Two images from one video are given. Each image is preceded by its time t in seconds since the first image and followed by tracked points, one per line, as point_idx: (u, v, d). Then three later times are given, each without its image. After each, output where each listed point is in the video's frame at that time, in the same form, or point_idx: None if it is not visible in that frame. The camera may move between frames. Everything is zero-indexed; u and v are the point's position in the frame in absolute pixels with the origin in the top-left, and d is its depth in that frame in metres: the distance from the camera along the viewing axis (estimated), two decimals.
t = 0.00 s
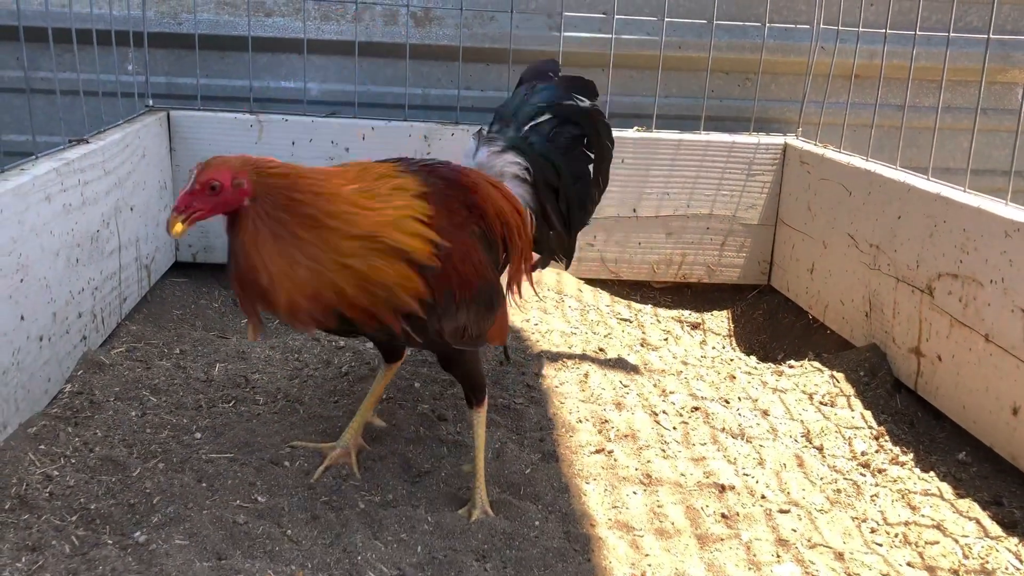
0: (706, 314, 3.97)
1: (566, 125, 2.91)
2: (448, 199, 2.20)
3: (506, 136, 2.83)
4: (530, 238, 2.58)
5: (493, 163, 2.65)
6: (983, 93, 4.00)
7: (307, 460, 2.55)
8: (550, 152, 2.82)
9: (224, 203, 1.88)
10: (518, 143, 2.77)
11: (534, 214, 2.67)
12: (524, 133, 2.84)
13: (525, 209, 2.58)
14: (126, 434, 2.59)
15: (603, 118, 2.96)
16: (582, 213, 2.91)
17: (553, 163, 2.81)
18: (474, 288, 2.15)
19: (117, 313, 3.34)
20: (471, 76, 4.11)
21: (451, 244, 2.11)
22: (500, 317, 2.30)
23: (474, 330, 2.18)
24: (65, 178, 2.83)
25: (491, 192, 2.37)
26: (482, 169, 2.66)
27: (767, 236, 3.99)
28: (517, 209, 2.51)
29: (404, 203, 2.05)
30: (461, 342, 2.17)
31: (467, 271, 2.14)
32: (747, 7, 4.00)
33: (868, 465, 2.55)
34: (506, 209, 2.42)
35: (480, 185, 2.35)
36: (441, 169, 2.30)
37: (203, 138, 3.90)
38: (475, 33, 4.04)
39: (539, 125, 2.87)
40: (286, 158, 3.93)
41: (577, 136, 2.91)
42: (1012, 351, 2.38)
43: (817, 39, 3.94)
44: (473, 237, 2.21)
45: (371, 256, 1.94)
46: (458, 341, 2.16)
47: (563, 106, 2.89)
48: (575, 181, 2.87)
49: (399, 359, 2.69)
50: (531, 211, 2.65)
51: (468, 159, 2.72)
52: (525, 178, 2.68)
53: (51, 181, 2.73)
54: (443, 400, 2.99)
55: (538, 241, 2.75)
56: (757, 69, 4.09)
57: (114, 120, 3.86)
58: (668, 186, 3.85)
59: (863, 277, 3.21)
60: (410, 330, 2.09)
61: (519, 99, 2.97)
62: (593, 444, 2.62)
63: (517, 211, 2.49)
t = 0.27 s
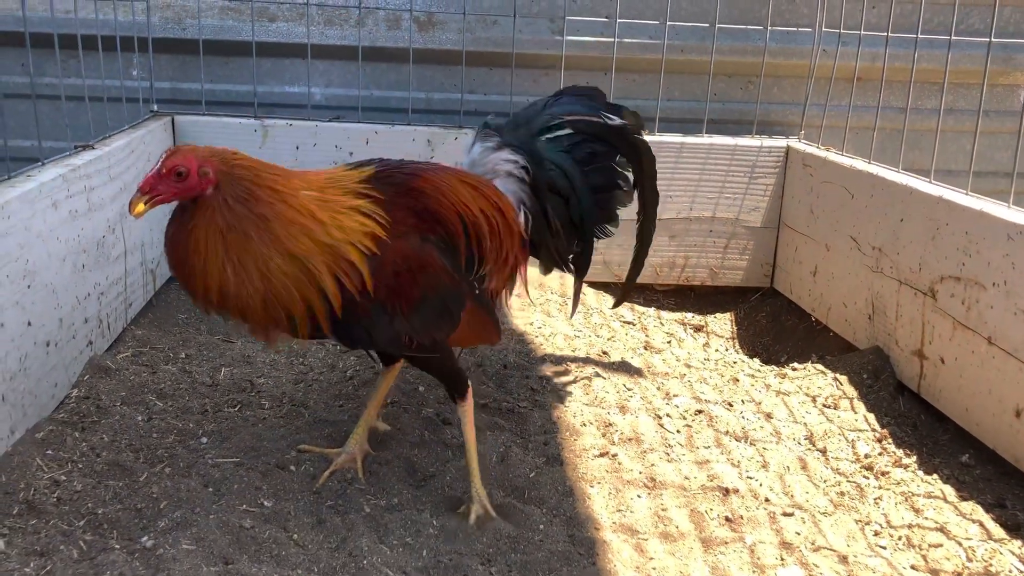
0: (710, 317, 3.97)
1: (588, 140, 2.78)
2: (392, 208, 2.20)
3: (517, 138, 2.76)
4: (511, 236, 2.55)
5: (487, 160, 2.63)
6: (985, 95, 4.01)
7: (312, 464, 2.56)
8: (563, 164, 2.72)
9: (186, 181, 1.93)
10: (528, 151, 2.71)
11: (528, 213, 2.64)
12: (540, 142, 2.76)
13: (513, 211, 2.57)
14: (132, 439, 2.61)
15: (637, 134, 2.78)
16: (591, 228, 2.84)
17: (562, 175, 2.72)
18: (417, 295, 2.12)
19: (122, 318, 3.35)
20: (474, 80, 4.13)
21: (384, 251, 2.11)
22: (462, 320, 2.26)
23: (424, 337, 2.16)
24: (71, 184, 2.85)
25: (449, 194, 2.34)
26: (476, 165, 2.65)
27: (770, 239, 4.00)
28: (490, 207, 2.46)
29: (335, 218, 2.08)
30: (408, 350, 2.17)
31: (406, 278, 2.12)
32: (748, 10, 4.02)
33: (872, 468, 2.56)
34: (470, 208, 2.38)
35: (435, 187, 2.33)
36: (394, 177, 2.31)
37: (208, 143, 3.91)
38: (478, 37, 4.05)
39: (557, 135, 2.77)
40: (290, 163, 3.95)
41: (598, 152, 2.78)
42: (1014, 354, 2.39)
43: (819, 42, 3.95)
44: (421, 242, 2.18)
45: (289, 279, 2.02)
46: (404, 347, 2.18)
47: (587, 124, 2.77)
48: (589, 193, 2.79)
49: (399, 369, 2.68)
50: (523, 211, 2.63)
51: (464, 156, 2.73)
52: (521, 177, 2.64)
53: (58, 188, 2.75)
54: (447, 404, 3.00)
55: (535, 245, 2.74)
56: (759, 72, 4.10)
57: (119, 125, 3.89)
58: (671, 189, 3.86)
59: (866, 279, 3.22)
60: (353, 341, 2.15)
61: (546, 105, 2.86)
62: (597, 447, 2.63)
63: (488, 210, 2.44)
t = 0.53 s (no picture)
0: (712, 320, 3.96)
1: (600, 152, 2.77)
2: (368, 227, 2.19)
3: (524, 144, 2.77)
4: (502, 239, 2.52)
5: (482, 168, 2.64)
6: (988, 99, 4.00)
7: (316, 469, 2.57)
8: (567, 175, 2.71)
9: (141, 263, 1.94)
10: (536, 158, 2.72)
11: (523, 220, 2.61)
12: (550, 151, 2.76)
13: (504, 214, 2.56)
14: (136, 444, 2.61)
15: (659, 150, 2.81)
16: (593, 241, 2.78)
17: (564, 186, 2.70)
18: (403, 309, 2.12)
19: (126, 322, 3.36)
20: (477, 84, 4.13)
21: (362, 271, 2.10)
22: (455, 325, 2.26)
23: (417, 348, 2.17)
24: (74, 191, 2.85)
25: (428, 206, 2.34)
26: (471, 173, 2.66)
27: (773, 242, 4.00)
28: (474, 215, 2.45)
29: (305, 250, 2.07)
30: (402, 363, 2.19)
31: (388, 296, 2.10)
32: (751, 14, 4.02)
33: (875, 473, 2.56)
34: (452, 217, 2.37)
35: (415, 200, 2.33)
36: (370, 196, 2.31)
37: (211, 148, 3.92)
38: (480, 41, 4.05)
39: (567, 146, 2.78)
40: (293, 167, 3.95)
41: (610, 166, 2.78)
42: (1017, 359, 2.39)
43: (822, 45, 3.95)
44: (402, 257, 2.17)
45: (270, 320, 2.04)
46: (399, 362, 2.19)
47: (602, 137, 2.77)
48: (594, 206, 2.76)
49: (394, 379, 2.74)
50: (518, 217, 2.60)
51: (461, 163, 2.75)
52: (514, 184, 2.62)
53: (62, 194, 2.76)
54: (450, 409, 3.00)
55: (532, 254, 2.68)
56: (761, 75, 4.10)
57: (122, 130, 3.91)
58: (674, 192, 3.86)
59: (869, 283, 3.21)
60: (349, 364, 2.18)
61: (563, 114, 2.86)
62: (600, 452, 2.63)
63: (472, 216, 2.44)
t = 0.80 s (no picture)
0: (713, 321, 3.96)
1: (608, 160, 2.77)
2: (365, 255, 2.17)
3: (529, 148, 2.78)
4: (502, 243, 2.56)
5: (481, 171, 2.68)
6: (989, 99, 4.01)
7: (316, 471, 2.57)
8: (571, 183, 2.73)
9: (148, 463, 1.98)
10: (541, 164, 2.74)
11: (523, 223, 2.66)
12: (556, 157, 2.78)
13: (502, 217, 2.59)
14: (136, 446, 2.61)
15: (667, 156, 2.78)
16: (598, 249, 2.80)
17: (568, 193, 2.72)
18: (420, 329, 2.14)
19: (126, 324, 3.37)
20: (478, 85, 4.14)
21: (370, 305, 2.10)
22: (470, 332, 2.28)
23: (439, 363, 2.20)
24: (75, 192, 2.86)
25: (422, 222, 2.32)
26: (469, 176, 2.70)
27: (774, 243, 4.00)
28: (468, 224, 2.45)
29: (307, 301, 2.06)
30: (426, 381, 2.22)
31: (399, 324, 2.12)
32: (751, 15, 4.02)
33: (875, 474, 2.55)
34: (448, 228, 2.37)
35: (408, 218, 2.31)
36: (362, 221, 2.26)
37: (212, 149, 3.93)
38: (481, 43, 4.06)
39: (575, 153, 2.78)
40: (294, 169, 3.96)
41: (618, 174, 2.78)
42: (1018, 361, 2.39)
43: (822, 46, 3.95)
44: (406, 279, 2.17)
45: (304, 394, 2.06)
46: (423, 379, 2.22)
47: (614, 146, 2.75)
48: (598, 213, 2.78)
49: (388, 402, 2.74)
50: (518, 219, 2.65)
51: (461, 166, 2.78)
52: (514, 189, 2.67)
53: (62, 196, 2.76)
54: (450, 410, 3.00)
55: (532, 259, 2.72)
56: (761, 76, 4.09)
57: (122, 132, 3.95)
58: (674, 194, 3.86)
59: (869, 285, 3.21)
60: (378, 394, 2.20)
61: (576, 118, 2.83)
62: (601, 454, 2.63)
63: (470, 223, 2.46)
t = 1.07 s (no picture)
0: (712, 320, 3.97)
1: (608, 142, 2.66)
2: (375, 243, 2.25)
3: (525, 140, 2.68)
4: (505, 242, 2.57)
5: (481, 170, 2.67)
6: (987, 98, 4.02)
7: (316, 469, 2.59)
8: (572, 172, 2.65)
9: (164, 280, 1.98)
10: (544, 153, 2.65)
11: (528, 220, 2.63)
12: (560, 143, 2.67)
13: (505, 215, 2.59)
14: (138, 444, 2.63)
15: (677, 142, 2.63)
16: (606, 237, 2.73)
17: (570, 183, 2.65)
18: (414, 328, 2.19)
19: (128, 323, 3.39)
20: (477, 85, 4.15)
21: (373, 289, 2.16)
22: (460, 338, 2.32)
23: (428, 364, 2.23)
24: (77, 192, 2.87)
25: (430, 216, 2.39)
26: (470, 176, 2.70)
27: (772, 242, 4.01)
28: (474, 220, 2.50)
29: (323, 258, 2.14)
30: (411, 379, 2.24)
31: (397, 317, 2.17)
32: (750, 15, 4.03)
33: (873, 471, 2.57)
34: (453, 224, 2.42)
35: (417, 211, 2.38)
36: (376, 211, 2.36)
37: (213, 150, 3.94)
38: (480, 43, 4.07)
39: (573, 137, 2.67)
40: (294, 169, 3.97)
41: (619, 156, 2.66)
42: (1014, 358, 2.40)
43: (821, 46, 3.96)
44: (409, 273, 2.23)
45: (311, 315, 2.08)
46: (412, 379, 2.25)
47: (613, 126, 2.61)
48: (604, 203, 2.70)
49: (389, 402, 2.72)
50: (523, 217, 2.62)
51: (464, 165, 2.77)
52: (516, 185, 2.63)
53: (64, 197, 2.78)
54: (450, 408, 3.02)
55: (538, 254, 2.69)
56: (760, 76, 4.11)
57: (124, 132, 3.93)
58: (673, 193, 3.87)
59: (867, 283, 3.23)
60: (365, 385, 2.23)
61: (572, 97, 2.66)
62: (600, 452, 2.65)
63: (474, 221, 2.49)
